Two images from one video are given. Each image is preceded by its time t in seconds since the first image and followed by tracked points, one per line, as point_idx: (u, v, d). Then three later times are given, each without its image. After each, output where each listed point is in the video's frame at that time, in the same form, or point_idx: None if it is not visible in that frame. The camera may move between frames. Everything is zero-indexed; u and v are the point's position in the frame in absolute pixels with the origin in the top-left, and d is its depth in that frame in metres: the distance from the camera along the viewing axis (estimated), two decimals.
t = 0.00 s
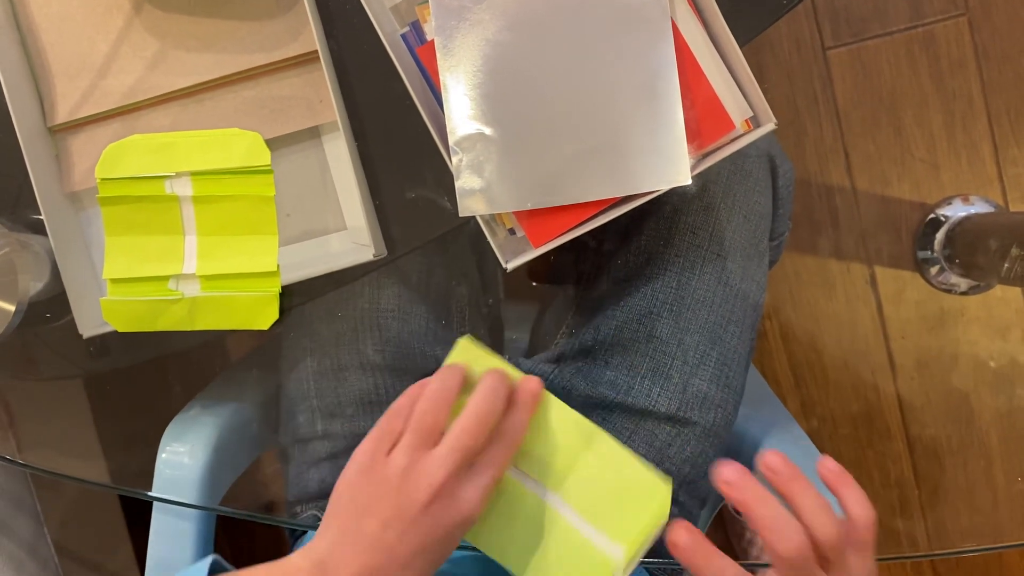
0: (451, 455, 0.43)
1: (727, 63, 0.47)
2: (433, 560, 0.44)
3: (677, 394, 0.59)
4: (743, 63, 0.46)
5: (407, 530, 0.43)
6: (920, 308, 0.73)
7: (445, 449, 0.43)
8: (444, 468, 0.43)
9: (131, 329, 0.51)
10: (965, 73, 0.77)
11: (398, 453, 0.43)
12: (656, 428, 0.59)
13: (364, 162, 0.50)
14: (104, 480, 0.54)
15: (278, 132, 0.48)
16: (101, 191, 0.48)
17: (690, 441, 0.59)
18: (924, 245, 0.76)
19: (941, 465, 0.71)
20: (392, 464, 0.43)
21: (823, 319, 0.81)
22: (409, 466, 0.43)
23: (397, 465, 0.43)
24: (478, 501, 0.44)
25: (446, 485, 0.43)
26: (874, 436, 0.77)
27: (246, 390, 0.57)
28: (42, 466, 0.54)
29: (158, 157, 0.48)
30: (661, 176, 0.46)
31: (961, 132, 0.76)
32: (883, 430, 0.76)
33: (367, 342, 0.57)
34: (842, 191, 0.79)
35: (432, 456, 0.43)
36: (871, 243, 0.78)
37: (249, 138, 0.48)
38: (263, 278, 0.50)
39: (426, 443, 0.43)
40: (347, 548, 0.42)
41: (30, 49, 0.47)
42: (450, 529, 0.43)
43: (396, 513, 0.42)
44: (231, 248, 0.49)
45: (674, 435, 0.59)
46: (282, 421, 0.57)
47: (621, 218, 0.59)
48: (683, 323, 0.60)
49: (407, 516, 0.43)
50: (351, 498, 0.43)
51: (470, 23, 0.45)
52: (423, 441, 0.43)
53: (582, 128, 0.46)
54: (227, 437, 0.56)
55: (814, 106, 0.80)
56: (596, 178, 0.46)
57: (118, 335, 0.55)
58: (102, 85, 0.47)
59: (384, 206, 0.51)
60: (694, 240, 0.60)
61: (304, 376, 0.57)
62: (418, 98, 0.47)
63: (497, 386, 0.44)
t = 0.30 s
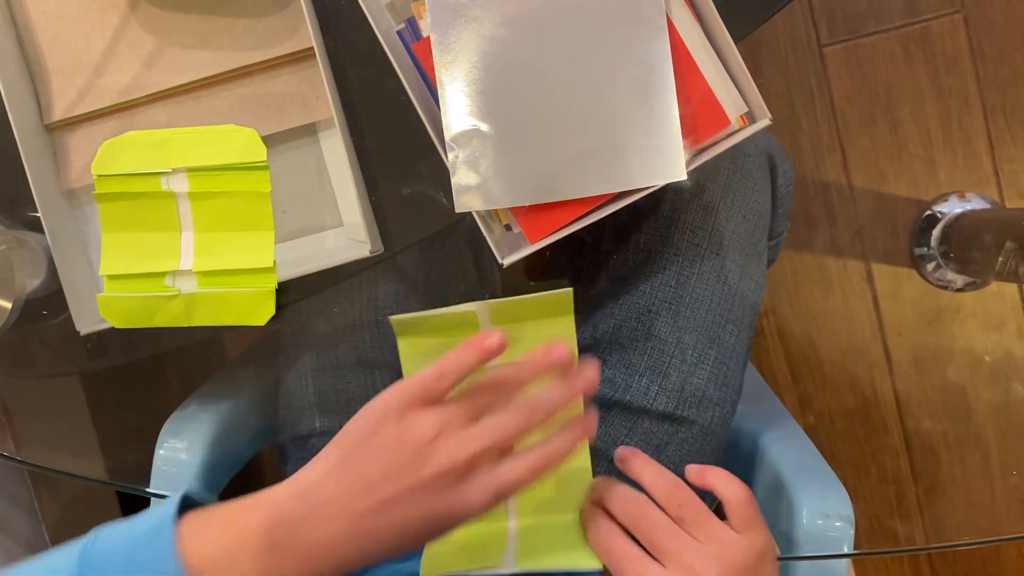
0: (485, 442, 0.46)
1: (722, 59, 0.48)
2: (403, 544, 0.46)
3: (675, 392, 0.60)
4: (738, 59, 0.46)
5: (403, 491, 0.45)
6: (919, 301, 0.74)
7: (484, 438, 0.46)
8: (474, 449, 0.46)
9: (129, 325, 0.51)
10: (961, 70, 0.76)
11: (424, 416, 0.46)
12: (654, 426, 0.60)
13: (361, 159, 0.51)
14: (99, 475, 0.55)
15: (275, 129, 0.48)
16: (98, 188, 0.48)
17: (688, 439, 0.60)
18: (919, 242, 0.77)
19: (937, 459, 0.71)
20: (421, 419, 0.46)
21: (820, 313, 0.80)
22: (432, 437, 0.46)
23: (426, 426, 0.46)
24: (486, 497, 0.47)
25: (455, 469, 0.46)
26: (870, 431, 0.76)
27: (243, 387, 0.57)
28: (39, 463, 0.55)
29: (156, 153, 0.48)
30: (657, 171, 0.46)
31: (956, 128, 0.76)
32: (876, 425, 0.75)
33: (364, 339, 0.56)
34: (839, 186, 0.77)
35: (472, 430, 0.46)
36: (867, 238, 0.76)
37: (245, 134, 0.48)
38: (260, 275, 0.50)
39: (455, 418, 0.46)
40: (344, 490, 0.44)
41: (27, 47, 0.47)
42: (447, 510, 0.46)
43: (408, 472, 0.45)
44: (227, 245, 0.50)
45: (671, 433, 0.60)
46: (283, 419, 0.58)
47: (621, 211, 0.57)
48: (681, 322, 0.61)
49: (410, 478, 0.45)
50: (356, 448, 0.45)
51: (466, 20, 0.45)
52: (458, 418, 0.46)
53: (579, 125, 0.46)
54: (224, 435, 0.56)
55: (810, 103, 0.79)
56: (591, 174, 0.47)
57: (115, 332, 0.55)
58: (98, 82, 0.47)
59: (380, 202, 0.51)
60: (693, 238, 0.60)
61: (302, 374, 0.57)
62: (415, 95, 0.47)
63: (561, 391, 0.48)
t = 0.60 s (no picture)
0: (369, 510, 0.50)
1: (721, 57, 0.48)
2: None
3: (673, 391, 0.61)
4: (735, 56, 0.46)
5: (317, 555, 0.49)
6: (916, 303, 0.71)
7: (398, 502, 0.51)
8: (350, 520, 0.50)
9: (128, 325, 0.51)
10: (959, 69, 0.76)
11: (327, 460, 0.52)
12: (653, 425, 0.60)
13: (360, 158, 0.50)
14: (99, 475, 0.55)
15: (273, 128, 0.48)
16: (96, 188, 0.48)
17: (687, 437, 0.61)
18: (919, 241, 0.73)
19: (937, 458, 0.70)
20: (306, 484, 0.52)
21: (819, 314, 0.75)
22: (325, 510, 0.50)
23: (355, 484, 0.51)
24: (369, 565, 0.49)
25: (366, 527, 0.50)
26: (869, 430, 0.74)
27: (242, 387, 0.57)
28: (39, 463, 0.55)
29: (154, 154, 0.48)
30: (656, 170, 0.46)
31: (955, 123, 0.73)
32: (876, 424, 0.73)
33: (359, 339, 0.56)
34: (837, 185, 0.72)
35: (338, 511, 0.50)
36: (866, 236, 0.72)
37: (243, 133, 0.48)
38: (259, 274, 0.50)
39: (349, 497, 0.51)
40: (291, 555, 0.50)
41: (25, 46, 0.47)
42: None
43: (295, 533, 0.50)
44: (226, 245, 0.50)
45: (671, 432, 0.61)
46: (278, 423, 0.57)
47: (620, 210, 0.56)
48: (678, 320, 0.61)
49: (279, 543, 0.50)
50: (291, 506, 0.51)
51: (464, 19, 0.45)
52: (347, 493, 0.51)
53: (578, 124, 0.46)
54: (223, 435, 0.56)
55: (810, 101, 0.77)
56: (590, 173, 0.46)
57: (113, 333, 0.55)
58: (97, 82, 0.47)
59: (379, 202, 0.51)
60: (690, 237, 0.60)
61: (299, 377, 0.57)
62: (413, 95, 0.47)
63: (437, 462, 0.51)
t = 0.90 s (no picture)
0: (377, 497, 0.48)
1: (722, 59, 0.48)
2: None
3: (675, 392, 0.61)
4: (737, 57, 0.47)
5: (329, 543, 0.48)
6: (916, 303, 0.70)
7: (407, 487, 0.49)
8: (365, 505, 0.48)
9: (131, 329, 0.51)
10: (959, 69, 0.75)
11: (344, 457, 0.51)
12: (656, 427, 0.60)
13: (362, 160, 0.51)
14: (102, 479, 0.55)
15: (275, 131, 0.48)
16: (98, 191, 0.48)
17: (690, 439, 0.61)
18: (919, 241, 0.73)
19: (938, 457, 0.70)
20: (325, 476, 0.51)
21: (820, 315, 0.74)
22: (341, 502, 0.49)
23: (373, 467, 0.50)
24: (379, 551, 0.47)
25: (374, 513, 0.48)
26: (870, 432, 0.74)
27: (244, 389, 0.57)
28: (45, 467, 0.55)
29: (157, 157, 0.48)
30: (657, 172, 0.46)
31: (955, 123, 0.73)
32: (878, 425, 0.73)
33: (363, 342, 0.57)
34: (837, 186, 0.71)
35: (359, 499, 0.48)
36: (867, 238, 0.72)
37: (246, 137, 0.48)
38: (262, 277, 0.50)
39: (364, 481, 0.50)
40: (311, 561, 0.48)
41: (26, 49, 0.47)
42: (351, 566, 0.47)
43: (310, 537, 0.49)
44: (229, 248, 0.50)
45: (674, 434, 0.60)
46: (281, 424, 0.57)
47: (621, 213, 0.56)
48: (680, 322, 0.61)
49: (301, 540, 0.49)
50: (308, 511, 0.50)
51: (467, 23, 0.45)
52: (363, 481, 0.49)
53: (580, 126, 0.46)
54: (225, 436, 0.57)
55: (808, 102, 0.74)
56: (592, 175, 0.46)
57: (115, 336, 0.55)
58: (98, 85, 0.47)
59: (381, 204, 0.51)
60: (690, 238, 0.60)
61: (303, 378, 0.57)
62: (416, 98, 0.47)
63: (451, 457, 0.50)
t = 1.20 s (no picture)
0: (390, 468, 0.46)
1: (724, 60, 0.48)
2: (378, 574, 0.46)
3: (678, 393, 0.60)
4: (740, 59, 0.46)
5: (356, 517, 0.46)
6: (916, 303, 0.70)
7: (419, 453, 0.46)
8: (381, 476, 0.46)
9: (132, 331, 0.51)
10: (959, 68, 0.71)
11: (349, 432, 0.50)
12: (659, 428, 0.60)
13: (363, 162, 0.50)
14: (103, 482, 0.54)
15: (275, 133, 0.48)
16: (99, 194, 0.48)
17: (692, 439, 0.61)
18: (919, 241, 0.72)
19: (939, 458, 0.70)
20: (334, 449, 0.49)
21: (821, 314, 0.76)
22: (355, 475, 0.47)
23: (381, 435, 0.47)
24: (408, 515, 0.45)
25: (393, 481, 0.46)
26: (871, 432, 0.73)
27: (245, 391, 0.57)
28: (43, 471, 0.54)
29: (158, 159, 0.48)
30: (659, 173, 0.46)
31: (956, 128, 0.70)
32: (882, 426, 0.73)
33: (365, 343, 0.57)
34: (839, 187, 0.70)
35: (367, 470, 0.47)
36: (868, 239, 0.71)
37: (247, 138, 0.48)
38: (263, 280, 0.50)
39: (377, 451, 0.47)
40: (343, 537, 0.47)
41: (25, 51, 0.47)
42: (380, 535, 0.45)
43: (336, 515, 0.48)
44: (230, 250, 0.50)
45: (676, 434, 0.60)
46: (282, 425, 0.57)
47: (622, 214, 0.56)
48: (682, 322, 0.61)
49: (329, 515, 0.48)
50: (326, 495, 0.49)
51: (468, 23, 0.45)
52: (371, 452, 0.47)
53: (582, 127, 0.46)
54: (226, 437, 0.56)
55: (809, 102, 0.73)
56: (594, 176, 0.46)
57: (115, 338, 0.54)
58: (99, 87, 0.47)
59: (382, 206, 0.51)
60: (692, 238, 0.60)
61: (304, 380, 0.57)
62: (417, 99, 0.47)
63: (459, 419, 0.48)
